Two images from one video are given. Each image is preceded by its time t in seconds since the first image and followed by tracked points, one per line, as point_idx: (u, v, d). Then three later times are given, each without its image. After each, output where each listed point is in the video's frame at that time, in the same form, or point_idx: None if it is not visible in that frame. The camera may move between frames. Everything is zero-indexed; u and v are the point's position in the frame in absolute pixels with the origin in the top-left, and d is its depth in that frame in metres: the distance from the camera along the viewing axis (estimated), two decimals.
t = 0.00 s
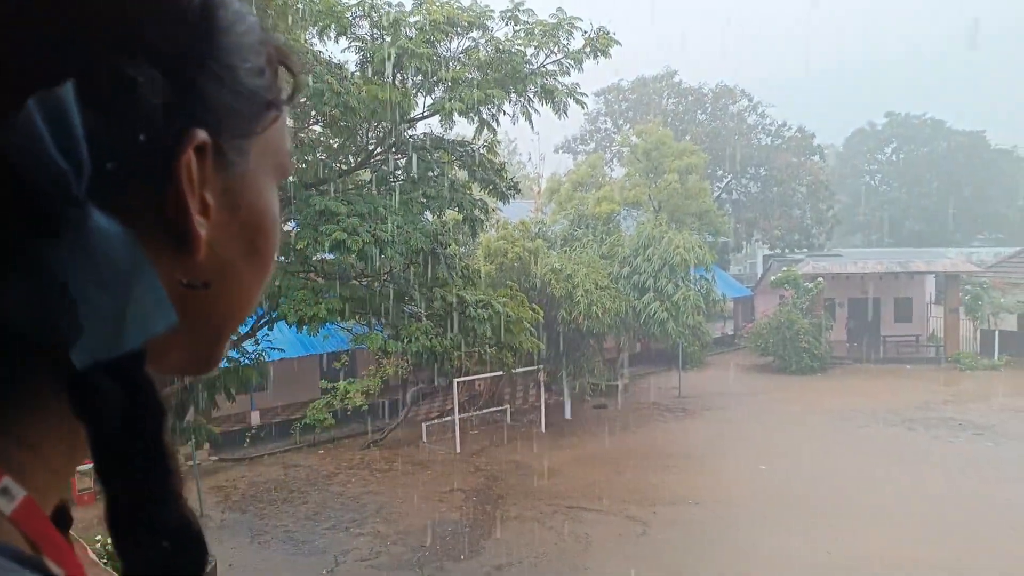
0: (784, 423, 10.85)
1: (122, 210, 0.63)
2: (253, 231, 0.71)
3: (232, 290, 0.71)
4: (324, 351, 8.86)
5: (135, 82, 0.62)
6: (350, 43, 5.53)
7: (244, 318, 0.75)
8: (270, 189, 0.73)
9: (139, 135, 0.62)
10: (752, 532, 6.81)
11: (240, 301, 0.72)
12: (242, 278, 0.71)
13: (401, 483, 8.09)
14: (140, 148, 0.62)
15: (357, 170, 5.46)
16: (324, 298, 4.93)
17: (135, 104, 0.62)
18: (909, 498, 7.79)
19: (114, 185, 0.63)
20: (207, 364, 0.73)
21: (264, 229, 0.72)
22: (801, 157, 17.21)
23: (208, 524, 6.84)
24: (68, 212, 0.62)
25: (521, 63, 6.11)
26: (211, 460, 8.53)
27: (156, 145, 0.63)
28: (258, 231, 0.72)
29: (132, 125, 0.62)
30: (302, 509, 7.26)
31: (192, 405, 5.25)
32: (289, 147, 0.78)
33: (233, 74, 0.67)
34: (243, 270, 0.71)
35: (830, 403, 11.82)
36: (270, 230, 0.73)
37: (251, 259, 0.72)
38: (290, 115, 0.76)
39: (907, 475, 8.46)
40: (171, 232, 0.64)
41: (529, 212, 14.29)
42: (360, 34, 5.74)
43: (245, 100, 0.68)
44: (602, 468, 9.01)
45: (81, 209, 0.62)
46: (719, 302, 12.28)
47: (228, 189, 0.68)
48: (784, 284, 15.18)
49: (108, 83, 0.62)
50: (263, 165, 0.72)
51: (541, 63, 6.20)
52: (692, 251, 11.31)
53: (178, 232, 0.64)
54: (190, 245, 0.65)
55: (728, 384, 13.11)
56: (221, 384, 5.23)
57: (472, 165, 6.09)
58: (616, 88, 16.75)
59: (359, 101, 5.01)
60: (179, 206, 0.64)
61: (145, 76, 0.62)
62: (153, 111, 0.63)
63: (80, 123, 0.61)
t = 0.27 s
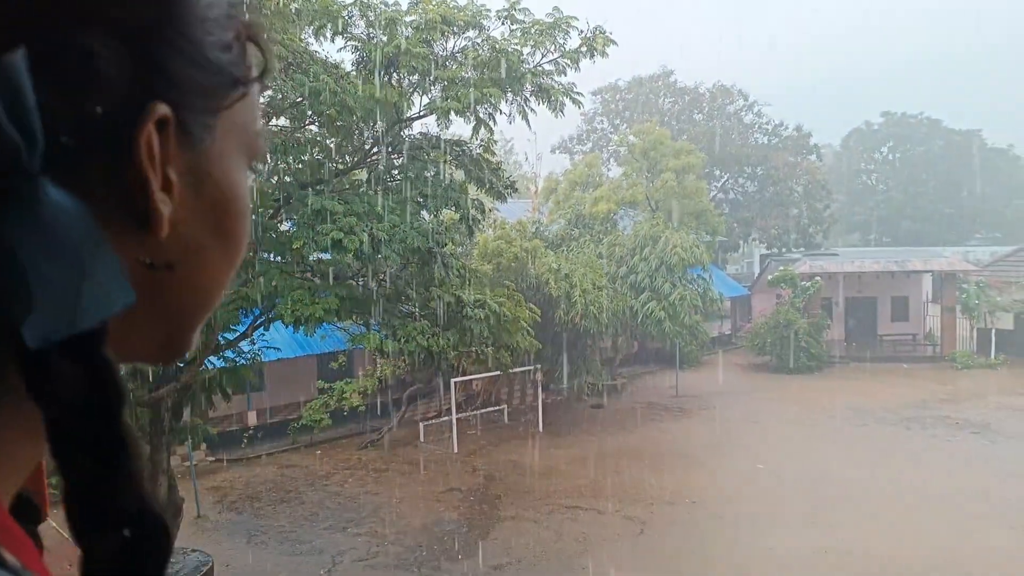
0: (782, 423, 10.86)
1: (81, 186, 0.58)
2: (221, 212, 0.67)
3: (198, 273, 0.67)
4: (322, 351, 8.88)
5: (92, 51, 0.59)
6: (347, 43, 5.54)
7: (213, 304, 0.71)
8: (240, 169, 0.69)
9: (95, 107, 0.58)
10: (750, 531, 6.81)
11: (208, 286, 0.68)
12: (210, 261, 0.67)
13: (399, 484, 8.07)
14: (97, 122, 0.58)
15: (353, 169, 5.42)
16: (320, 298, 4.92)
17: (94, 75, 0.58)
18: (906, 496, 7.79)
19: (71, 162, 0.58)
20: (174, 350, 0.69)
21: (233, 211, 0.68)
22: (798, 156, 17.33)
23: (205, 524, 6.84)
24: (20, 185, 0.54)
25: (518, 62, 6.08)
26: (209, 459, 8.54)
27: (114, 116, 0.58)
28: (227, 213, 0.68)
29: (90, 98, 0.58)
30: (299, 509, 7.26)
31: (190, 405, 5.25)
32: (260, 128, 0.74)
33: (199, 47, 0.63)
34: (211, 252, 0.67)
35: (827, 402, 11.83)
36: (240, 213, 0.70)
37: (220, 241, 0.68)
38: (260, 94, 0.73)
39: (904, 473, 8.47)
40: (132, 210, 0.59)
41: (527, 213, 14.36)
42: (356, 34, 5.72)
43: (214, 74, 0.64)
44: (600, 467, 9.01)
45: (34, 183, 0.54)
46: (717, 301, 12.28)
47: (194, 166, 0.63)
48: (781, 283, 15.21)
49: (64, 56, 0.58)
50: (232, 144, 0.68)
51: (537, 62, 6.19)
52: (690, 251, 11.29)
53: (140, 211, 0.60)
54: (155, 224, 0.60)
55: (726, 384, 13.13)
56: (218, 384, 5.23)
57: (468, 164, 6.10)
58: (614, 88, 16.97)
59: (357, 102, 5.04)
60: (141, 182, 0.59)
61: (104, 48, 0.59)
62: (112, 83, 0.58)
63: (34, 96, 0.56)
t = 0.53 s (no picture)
0: (777, 421, 10.88)
1: (19, 152, 0.49)
2: (182, 183, 0.56)
3: (156, 253, 0.55)
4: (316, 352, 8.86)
5: (34, 7, 0.50)
6: (339, 42, 5.52)
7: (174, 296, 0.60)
8: (206, 137, 0.58)
9: (39, 66, 0.50)
10: (747, 529, 6.81)
11: (168, 274, 0.57)
12: (167, 244, 0.56)
13: (394, 484, 8.04)
14: (41, 83, 0.50)
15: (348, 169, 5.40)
16: (314, 297, 4.93)
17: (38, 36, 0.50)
18: (901, 494, 7.79)
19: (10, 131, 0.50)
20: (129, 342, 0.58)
21: (197, 185, 0.57)
22: (792, 155, 17.41)
23: (200, 525, 6.80)
24: None
25: (511, 61, 6.06)
26: (203, 460, 8.51)
27: (61, 74, 0.50)
28: (190, 187, 0.57)
29: (34, 55, 0.50)
30: (294, 509, 7.22)
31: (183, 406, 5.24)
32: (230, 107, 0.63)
33: (153, 7, 0.54)
34: (171, 232, 0.56)
35: (822, 401, 11.85)
36: (206, 190, 0.58)
37: (181, 219, 0.56)
38: (228, 58, 0.62)
39: (899, 471, 8.47)
40: (75, 173, 0.49)
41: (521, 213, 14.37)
42: (349, 33, 5.69)
43: (171, 36, 0.54)
44: (595, 466, 9.00)
45: None
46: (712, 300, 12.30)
47: (151, 132, 0.53)
48: (775, 281, 15.21)
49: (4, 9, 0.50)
50: (195, 108, 0.57)
51: (530, 62, 6.17)
52: (684, 250, 11.29)
53: (86, 180, 0.50)
54: (106, 194, 0.50)
55: (721, 382, 13.16)
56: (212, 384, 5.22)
57: (464, 165, 6.02)
58: (607, 88, 17.03)
59: (350, 101, 5.06)
60: (90, 147, 0.49)
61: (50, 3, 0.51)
62: (57, 41, 0.50)
63: None
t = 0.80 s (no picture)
0: (769, 419, 10.91)
1: None
2: (143, 152, 0.55)
3: (117, 226, 0.54)
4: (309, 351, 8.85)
5: None
6: (331, 39, 5.51)
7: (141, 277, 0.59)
8: (166, 105, 0.57)
9: None
10: (739, 527, 6.83)
11: (131, 245, 0.55)
12: (127, 215, 0.54)
13: (387, 484, 8.01)
14: None
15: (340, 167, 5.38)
16: (307, 296, 4.89)
17: None
18: (893, 492, 7.80)
19: None
20: (93, 318, 0.55)
21: (158, 157, 0.56)
22: (784, 154, 17.60)
23: (192, 526, 6.78)
24: None
25: (503, 58, 6.04)
26: (195, 460, 8.50)
27: None
28: (150, 157, 0.55)
29: None
30: (287, 509, 7.20)
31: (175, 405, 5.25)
32: (192, 74, 0.62)
33: None
34: (130, 203, 0.54)
35: (815, 399, 11.89)
36: (167, 163, 0.57)
37: (143, 190, 0.55)
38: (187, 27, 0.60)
39: (891, 469, 8.48)
40: (21, 140, 0.47)
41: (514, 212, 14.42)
42: (342, 30, 5.67)
43: None
44: (588, 465, 8.99)
45: None
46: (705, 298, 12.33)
47: (108, 100, 0.52)
48: (767, 280, 15.28)
49: None
50: (153, 78, 0.56)
51: (524, 59, 6.15)
52: (677, 249, 11.30)
53: (35, 147, 0.48)
54: (55, 159, 0.48)
55: (714, 381, 13.20)
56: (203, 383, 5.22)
57: (455, 161, 6.04)
58: (601, 86, 17.25)
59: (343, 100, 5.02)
60: (37, 111, 0.47)
61: None
62: None
63: None
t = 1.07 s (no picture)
0: (760, 416, 10.94)
1: None
2: (81, 105, 0.53)
3: (44, 174, 0.52)
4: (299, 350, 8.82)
5: None
6: (319, 35, 5.49)
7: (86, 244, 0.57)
8: (112, 61, 0.54)
9: None
10: (730, 525, 6.83)
11: (72, 199, 0.54)
12: (59, 164, 0.53)
13: (378, 483, 7.99)
14: None
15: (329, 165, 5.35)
16: (296, 296, 4.75)
17: None
18: (883, 489, 7.80)
19: None
20: (32, 290, 0.55)
21: (107, 119, 0.55)
22: (773, 152, 17.91)
23: (181, 526, 6.73)
24: None
25: (493, 56, 5.99)
26: (185, 460, 8.44)
27: None
28: (95, 118, 0.54)
29: None
30: (277, 509, 7.16)
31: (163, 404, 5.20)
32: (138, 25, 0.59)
33: None
34: (65, 149, 0.53)
35: (805, 396, 11.93)
36: (116, 118, 0.56)
37: (83, 142, 0.54)
38: None
39: (881, 466, 8.51)
40: None
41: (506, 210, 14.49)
42: (331, 26, 5.65)
43: None
44: (579, 463, 8.99)
45: None
46: (696, 296, 12.35)
47: (40, 48, 0.51)
48: (758, 279, 15.36)
49: None
50: (97, 34, 0.54)
51: (514, 55, 6.10)
52: (668, 247, 11.29)
53: None
54: None
55: (704, 379, 13.25)
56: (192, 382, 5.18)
57: (446, 159, 5.97)
58: (592, 85, 18.03)
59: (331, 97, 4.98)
60: None
61: None
62: None
63: None
